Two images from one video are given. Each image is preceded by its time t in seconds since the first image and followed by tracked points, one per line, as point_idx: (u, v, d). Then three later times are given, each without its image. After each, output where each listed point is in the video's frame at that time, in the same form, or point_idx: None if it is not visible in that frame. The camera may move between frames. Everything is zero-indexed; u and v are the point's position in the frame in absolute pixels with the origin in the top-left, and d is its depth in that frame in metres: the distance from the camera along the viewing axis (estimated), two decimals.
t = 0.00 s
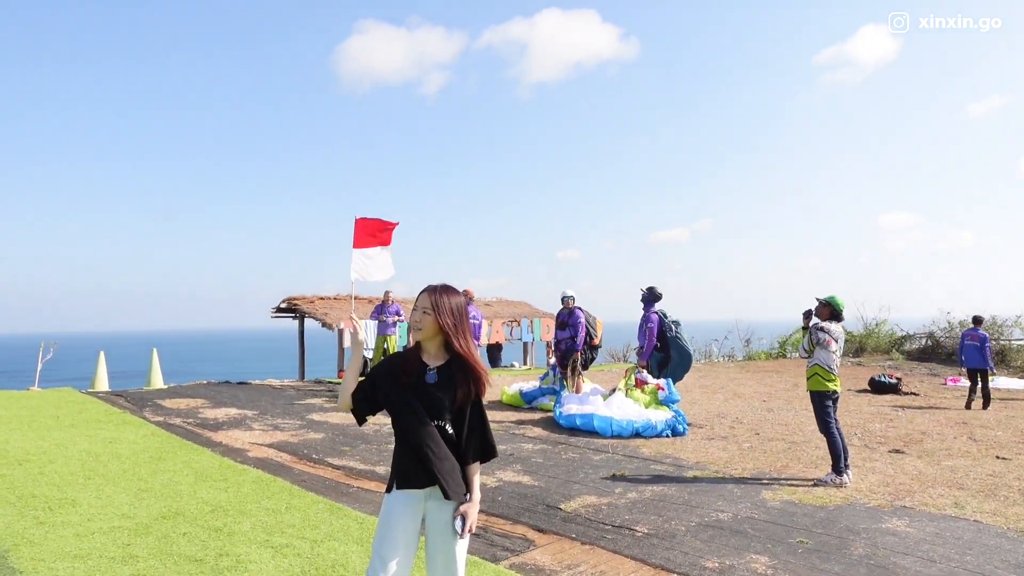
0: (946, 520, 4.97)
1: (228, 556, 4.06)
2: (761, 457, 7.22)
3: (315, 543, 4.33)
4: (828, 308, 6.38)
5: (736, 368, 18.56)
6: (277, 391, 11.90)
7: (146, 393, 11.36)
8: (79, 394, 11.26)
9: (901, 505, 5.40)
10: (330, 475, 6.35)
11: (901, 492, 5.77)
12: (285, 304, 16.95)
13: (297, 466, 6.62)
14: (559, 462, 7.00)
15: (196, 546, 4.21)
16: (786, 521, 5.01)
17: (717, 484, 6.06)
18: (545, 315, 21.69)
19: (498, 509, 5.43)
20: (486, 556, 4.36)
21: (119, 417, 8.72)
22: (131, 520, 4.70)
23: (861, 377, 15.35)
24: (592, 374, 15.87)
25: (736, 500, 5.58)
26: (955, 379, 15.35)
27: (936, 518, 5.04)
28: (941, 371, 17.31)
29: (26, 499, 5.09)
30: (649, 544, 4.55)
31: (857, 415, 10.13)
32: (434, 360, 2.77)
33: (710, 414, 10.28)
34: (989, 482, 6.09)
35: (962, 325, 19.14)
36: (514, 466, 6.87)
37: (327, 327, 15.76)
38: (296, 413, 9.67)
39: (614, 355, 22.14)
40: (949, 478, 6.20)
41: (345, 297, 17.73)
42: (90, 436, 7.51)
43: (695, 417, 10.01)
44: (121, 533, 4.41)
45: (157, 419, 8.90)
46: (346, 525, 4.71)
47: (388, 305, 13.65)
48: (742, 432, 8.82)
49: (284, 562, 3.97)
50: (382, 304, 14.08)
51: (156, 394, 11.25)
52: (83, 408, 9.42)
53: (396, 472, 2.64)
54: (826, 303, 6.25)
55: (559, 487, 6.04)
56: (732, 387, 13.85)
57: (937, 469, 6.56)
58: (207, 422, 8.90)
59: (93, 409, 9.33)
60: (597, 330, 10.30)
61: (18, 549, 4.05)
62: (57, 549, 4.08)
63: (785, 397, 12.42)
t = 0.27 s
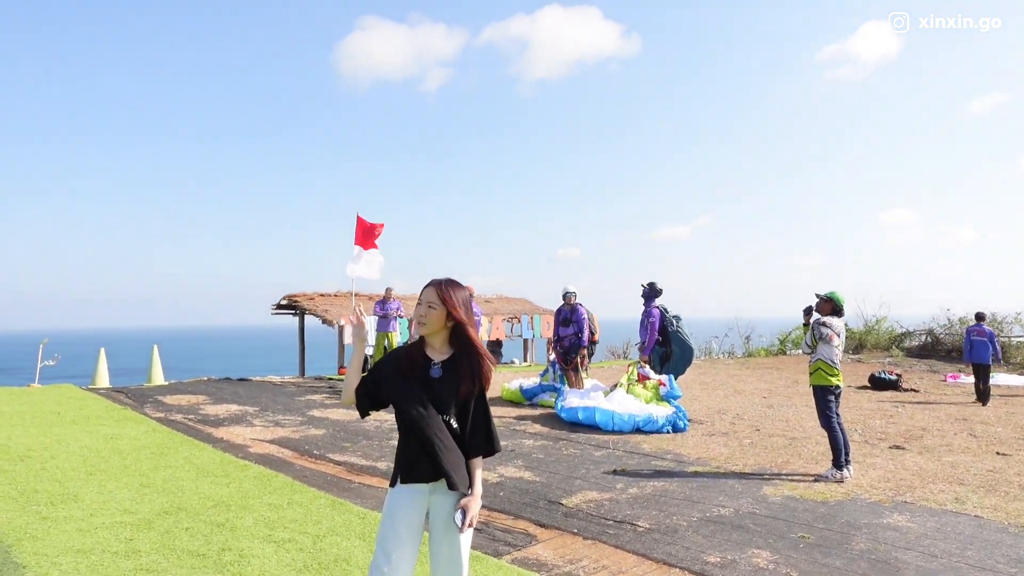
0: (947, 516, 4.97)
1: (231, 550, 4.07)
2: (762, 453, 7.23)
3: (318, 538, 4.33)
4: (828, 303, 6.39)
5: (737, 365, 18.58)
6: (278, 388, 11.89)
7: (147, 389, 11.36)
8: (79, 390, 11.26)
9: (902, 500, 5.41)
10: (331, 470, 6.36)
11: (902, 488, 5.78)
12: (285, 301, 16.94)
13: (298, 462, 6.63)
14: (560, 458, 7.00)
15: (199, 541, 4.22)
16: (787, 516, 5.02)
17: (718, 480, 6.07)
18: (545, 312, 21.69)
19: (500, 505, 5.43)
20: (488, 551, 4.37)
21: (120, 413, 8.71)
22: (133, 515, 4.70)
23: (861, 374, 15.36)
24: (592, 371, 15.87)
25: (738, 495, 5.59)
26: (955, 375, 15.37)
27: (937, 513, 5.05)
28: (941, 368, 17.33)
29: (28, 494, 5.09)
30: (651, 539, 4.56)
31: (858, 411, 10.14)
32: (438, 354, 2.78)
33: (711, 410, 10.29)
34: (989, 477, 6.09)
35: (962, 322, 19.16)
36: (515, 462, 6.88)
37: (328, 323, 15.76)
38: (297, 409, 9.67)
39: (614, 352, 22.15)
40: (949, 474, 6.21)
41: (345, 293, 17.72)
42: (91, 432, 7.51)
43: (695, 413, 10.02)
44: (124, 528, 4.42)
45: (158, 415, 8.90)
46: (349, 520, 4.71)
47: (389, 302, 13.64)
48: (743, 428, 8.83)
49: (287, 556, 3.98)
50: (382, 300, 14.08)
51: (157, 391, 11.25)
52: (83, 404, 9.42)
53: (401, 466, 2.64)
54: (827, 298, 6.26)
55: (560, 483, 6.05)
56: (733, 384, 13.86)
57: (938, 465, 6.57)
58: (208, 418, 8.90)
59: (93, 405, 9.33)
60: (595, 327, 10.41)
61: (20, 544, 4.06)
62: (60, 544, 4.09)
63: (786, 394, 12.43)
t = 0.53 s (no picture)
0: (952, 509, 4.97)
1: (239, 541, 4.09)
2: (767, 447, 7.23)
3: (325, 529, 4.35)
4: (833, 296, 6.39)
5: (741, 359, 18.58)
6: (283, 381, 11.93)
7: (153, 383, 11.41)
8: (86, 383, 11.30)
9: (907, 494, 5.41)
10: (337, 463, 6.38)
11: (907, 481, 5.78)
12: (290, 295, 16.98)
13: (304, 455, 6.65)
14: (565, 451, 7.02)
15: (207, 532, 4.24)
16: (793, 508, 5.03)
17: (723, 473, 6.08)
18: (549, 306, 21.70)
19: (506, 497, 5.45)
20: (495, 543, 4.38)
21: (127, 406, 8.75)
22: (142, 506, 4.73)
23: (865, 369, 15.35)
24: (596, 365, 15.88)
25: (743, 488, 5.60)
26: (960, 370, 15.34)
27: (942, 506, 5.05)
28: (945, 363, 17.30)
29: (37, 486, 5.12)
30: (656, 531, 4.57)
31: (863, 405, 10.13)
32: (447, 346, 2.79)
33: (715, 404, 10.29)
34: (994, 471, 6.09)
35: (967, 317, 19.11)
36: (520, 455, 6.89)
37: (332, 317, 15.79)
38: (302, 403, 9.70)
39: (618, 347, 22.15)
40: (955, 468, 6.21)
41: (349, 287, 17.75)
42: (99, 425, 7.55)
43: (700, 407, 10.03)
44: (132, 519, 4.45)
45: (165, 408, 8.94)
46: (356, 512, 4.73)
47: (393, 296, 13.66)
48: (747, 422, 8.84)
49: (295, 547, 4.00)
50: (387, 294, 14.10)
51: (163, 384, 11.30)
52: (90, 397, 9.46)
53: (412, 458, 2.64)
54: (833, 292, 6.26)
55: (565, 476, 6.06)
56: (737, 378, 13.87)
57: (943, 459, 6.57)
58: (214, 411, 8.94)
59: (100, 398, 9.37)
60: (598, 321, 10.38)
61: (31, 535, 4.09)
62: (70, 534, 4.12)
63: (790, 388, 12.42)
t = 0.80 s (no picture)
0: (951, 505, 4.99)
1: (241, 536, 4.11)
2: (766, 443, 7.24)
3: (327, 524, 4.36)
4: (832, 293, 6.39)
5: (740, 356, 18.60)
6: (283, 377, 11.93)
7: (153, 379, 11.41)
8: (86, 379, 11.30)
9: (906, 490, 5.43)
10: (338, 458, 6.39)
11: (906, 478, 5.79)
12: (289, 291, 16.97)
13: (305, 450, 6.66)
14: (565, 447, 7.03)
15: (210, 527, 4.25)
16: (792, 504, 5.04)
17: (723, 469, 6.09)
18: (548, 303, 21.70)
19: (507, 493, 5.46)
20: (496, 538, 4.39)
21: (127, 402, 8.75)
22: (144, 501, 4.74)
23: (864, 366, 15.37)
24: (595, 362, 15.89)
25: (743, 484, 5.61)
26: (959, 367, 15.37)
27: (941, 503, 5.07)
28: (944, 360, 17.33)
29: (39, 481, 5.13)
30: (657, 527, 4.58)
31: (862, 402, 10.15)
32: (451, 341, 2.81)
33: (714, 401, 10.31)
34: (993, 468, 6.10)
35: (965, 315, 19.13)
36: (521, 451, 6.90)
37: (332, 313, 15.79)
38: (302, 398, 9.71)
39: (618, 344, 22.16)
40: (954, 464, 6.23)
41: (349, 283, 17.75)
42: (99, 420, 7.55)
43: (699, 404, 10.04)
44: (134, 514, 4.45)
45: (165, 404, 8.94)
46: (357, 507, 4.74)
47: (393, 292, 13.67)
48: (747, 419, 8.85)
49: (296, 542, 4.01)
50: (387, 290, 14.11)
51: (163, 380, 11.30)
52: (91, 393, 9.46)
53: (416, 452, 2.65)
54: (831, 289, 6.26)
55: (566, 471, 6.07)
56: (736, 375, 13.88)
57: (942, 455, 6.59)
58: (214, 407, 8.94)
59: (100, 393, 9.37)
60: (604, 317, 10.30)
61: (34, 529, 4.10)
62: (73, 529, 4.13)
63: (789, 385, 12.44)
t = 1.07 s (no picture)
0: (951, 501, 5.00)
1: (244, 530, 4.12)
2: (766, 439, 7.26)
3: (329, 519, 4.38)
4: (833, 290, 6.38)
5: (740, 352, 18.61)
6: (284, 373, 11.94)
7: (154, 374, 11.41)
8: (87, 374, 11.30)
9: (906, 486, 5.44)
10: (340, 453, 6.40)
11: (906, 474, 5.81)
12: (290, 287, 16.97)
13: (307, 445, 6.67)
14: (566, 443, 7.04)
15: (213, 521, 4.26)
16: (793, 500, 5.06)
17: (724, 465, 6.11)
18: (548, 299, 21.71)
19: (508, 488, 5.48)
20: (499, 533, 4.41)
21: (128, 397, 8.77)
22: (147, 495, 4.75)
23: (864, 362, 15.38)
24: (595, 358, 15.91)
25: (743, 479, 5.63)
26: (958, 364, 15.39)
27: (941, 498, 5.08)
28: (943, 357, 17.34)
29: (42, 475, 5.14)
30: (658, 522, 4.60)
31: (861, 399, 10.16)
32: (456, 337, 2.82)
33: (714, 397, 10.33)
34: (993, 464, 6.12)
35: (965, 311, 19.14)
36: (522, 446, 6.91)
37: (332, 309, 15.80)
38: (303, 394, 9.72)
39: (618, 340, 22.18)
40: (953, 460, 6.24)
41: (349, 279, 17.75)
42: (101, 415, 7.56)
43: (699, 400, 10.06)
44: (138, 508, 4.46)
45: (167, 399, 8.96)
46: (359, 502, 4.75)
47: (393, 288, 13.69)
48: (747, 415, 8.87)
49: (299, 537, 4.02)
50: (387, 286, 14.13)
51: (164, 375, 11.31)
52: (92, 388, 9.47)
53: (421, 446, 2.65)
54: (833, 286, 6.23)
55: (567, 467, 6.09)
56: (736, 371, 13.91)
57: (941, 452, 6.60)
58: (216, 402, 8.95)
59: (102, 388, 9.38)
60: (607, 314, 10.29)
61: (38, 523, 4.10)
62: (77, 523, 4.14)
63: (789, 381, 12.46)
